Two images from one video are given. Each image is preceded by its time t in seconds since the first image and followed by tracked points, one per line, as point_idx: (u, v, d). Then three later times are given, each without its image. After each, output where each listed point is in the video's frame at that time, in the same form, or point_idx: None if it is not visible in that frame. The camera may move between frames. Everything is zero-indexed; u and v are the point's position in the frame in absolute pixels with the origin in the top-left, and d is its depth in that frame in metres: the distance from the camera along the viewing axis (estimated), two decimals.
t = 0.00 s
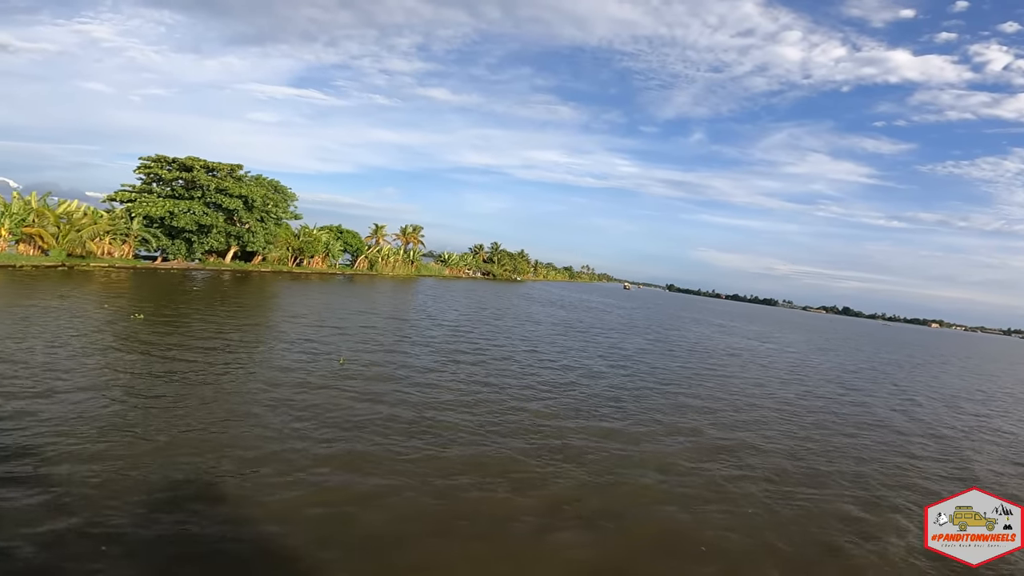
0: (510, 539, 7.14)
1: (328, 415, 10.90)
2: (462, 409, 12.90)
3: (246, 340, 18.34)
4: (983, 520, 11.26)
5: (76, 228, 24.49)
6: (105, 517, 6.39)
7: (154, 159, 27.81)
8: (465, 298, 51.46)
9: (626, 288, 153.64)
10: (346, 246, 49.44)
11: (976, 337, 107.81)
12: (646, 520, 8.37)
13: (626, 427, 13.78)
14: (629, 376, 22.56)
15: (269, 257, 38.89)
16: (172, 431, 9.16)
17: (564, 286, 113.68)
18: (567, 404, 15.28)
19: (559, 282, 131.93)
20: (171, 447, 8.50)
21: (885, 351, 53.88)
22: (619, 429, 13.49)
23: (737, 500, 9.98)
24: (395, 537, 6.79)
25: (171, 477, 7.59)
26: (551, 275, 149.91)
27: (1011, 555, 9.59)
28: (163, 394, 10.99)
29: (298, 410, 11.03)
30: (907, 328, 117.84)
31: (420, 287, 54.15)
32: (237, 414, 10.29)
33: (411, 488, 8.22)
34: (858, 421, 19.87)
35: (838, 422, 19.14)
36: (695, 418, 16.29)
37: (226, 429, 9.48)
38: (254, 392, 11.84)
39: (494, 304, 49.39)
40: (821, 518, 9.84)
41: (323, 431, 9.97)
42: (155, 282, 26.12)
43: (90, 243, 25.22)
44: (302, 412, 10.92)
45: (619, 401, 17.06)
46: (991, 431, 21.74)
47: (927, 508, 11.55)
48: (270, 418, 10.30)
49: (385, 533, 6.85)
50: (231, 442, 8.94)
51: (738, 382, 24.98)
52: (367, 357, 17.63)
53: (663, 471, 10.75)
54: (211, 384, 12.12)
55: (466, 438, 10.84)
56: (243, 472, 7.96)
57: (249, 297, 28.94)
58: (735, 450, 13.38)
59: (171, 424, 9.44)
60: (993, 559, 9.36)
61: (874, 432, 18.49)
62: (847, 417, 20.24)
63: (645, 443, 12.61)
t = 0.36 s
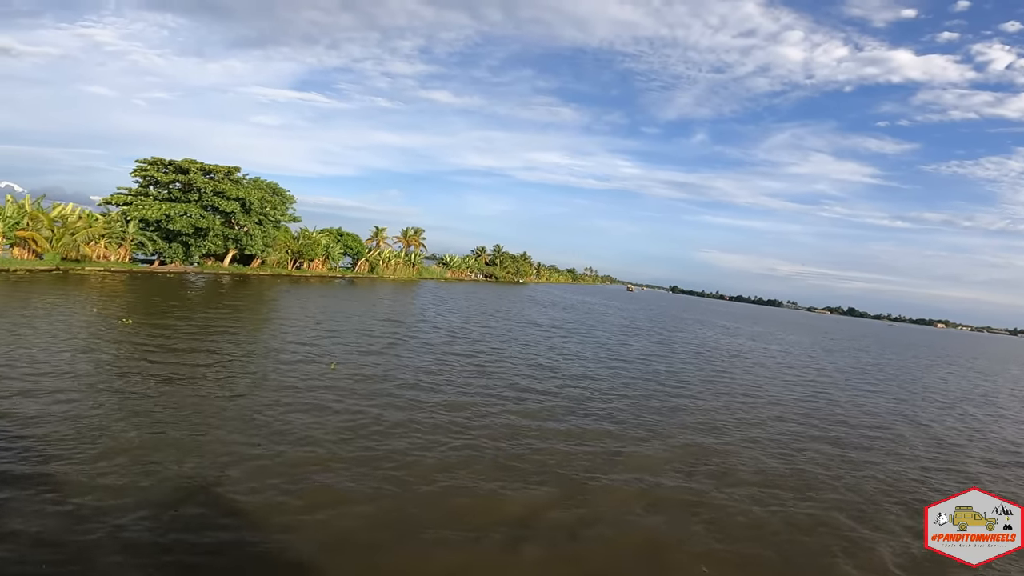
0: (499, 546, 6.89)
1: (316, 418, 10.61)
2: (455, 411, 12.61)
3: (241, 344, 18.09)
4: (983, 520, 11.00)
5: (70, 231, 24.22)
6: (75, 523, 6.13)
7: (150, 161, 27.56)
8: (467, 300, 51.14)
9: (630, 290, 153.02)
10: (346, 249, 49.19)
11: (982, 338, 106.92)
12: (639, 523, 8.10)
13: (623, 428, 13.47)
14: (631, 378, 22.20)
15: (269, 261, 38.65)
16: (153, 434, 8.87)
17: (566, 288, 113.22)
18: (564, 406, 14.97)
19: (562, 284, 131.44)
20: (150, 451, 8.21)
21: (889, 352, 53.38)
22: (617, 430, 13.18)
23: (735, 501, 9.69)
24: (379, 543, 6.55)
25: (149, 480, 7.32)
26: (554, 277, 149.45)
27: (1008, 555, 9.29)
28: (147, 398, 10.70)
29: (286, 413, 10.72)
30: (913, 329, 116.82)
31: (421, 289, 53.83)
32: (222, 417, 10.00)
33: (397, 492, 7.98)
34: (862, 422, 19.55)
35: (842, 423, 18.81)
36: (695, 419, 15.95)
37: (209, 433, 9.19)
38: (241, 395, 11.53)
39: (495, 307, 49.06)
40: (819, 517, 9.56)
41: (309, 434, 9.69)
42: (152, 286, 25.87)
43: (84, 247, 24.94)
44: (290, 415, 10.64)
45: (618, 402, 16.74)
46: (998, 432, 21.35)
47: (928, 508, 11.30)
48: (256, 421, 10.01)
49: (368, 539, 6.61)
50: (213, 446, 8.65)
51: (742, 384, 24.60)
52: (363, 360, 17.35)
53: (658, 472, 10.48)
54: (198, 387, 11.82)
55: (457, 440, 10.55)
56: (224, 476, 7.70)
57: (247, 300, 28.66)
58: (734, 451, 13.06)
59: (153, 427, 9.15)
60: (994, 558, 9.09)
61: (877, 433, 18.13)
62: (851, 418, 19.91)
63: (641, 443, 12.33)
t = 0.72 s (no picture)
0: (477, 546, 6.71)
1: (301, 416, 10.39)
2: (446, 408, 12.39)
3: (232, 339, 17.86)
4: (982, 520, 10.69)
5: (60, 226, 23.90)
6: (39, 522, 5.94)
7: (143, 155, 27.24)
8: (465, 296, 50.83)
9: (632, 287, 152.51)
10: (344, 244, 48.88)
11: (985, 336, 106.26)
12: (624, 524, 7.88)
13: (617, 425, 13.23)
14: (628, 374, 21.95)
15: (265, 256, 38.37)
16: (131, 431, 8.67)
17: (567, 284, 112.87)
18: (557, 402, 14.72)
19: (562, 280, 131.06)
20: (127, 449, 8.00)
21: (891, 350, 52.95)
22: (610, 426, 12.96)
23: (727, 501, 9.45)
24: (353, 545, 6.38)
25: (122, 478, 7.14)
26: (555, 273, 149.08)
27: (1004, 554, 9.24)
28: (128, 395, 10.46)
29: (270, 410, 10.50)
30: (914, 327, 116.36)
31: (420, 285, 53.52)
32: (205, 414, 9.80)
33: (379, 490, 7.79)
34: (861, 419, 19.33)
35: (840, 420, 18.60)
36: (692, 415, 15.71)
37: (190, 431, 9.00)
38: (227, 392, 11.32)
39: (494, 303, 48.76)
40: (810, 518, 9.34)
41: (293, 432, 9.48)
42: (145, 281, 25.58)
43: (73, 241, 24.66)
44: (275, 412, 10.42)
45: (614, 397, 16.49)
46: (998, 430, 21.13)
47: (927, 507, 11.06)
48: (239, 419, 9.81)
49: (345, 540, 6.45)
50: (192, 445, 8.44)
51: (741, 380, 24.33)
52: (355, 355, 17.11)
53: (648, 471, 10.26)
54: (183, 384, 11.61)
55: (445, 437, 10.35)
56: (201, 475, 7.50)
57: (242, 295, 28.39)
58: (729, 448, 12.85)
59: (131, 425, 8.92)
60: (991, 560, 8.92)
61: (875, 431, 17.91)
62: (850, 415, 19.69)
63: (634, 440, 12.10)
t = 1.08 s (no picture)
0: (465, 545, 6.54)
1: (285, 413, 10.16)
2: (435, 405, 12.17)
3: (220, 336, 17.53)
4: (983, 520, 10.60)
5: (48, 222, 23.47)
6: (12, 523, 5.79)
7: (134, 151, 26.88)
8: (461, 294, 50.47)
9: (630, 285, 152.23)
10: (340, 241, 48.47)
11: (982, 334, 106.23)
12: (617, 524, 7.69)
13: (610, 423, 13.02)
14: (623, 371, 21.66)
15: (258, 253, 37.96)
16: (106, 431, 8.43)
17: (565, 282, 112.49)
18: (550, 400, 14.50)
19: (561, 278, 130.69)
20: (100, 448, 7.77)
21: (889, 348, 52.79)
22: (602, 425, 12.76)
23: (723, 502, 9.26)
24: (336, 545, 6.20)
25: (97, 478, 6.93)
26: (553, 271, 148.68)
27: (1005, 554, 9.12)
28: (105, 393, 10.18)
29: (253, 408, 10.26)
30: (913, 325, 116.16)
31: (416, 283, 53.20)
32: (183, 414, 9.50)
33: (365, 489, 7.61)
34: (858, 417, 19.13)
35: (837, 418, 18.41)
36: (687, 413, 15.50)
37: (169, 430, 8.76)
38: (210, 390, 11.06)
39: (491, 301, 48.41)
40: (806, 519, 9.18)
41: (276, 430, 9.26)
42: (135, 279, 25.27)
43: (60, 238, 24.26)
44: (259, 410, 10.19)
45: (608, 395, 16.26)
46: (998, 429, 20.92)
47: (927, 507, 10.90)
48: (221, 417, 9.57)
49: (328, 541, 6.26)
50: (171, 444, 8.21)
51: (738, 379, 24.08)
52: (345, 352, 16.78)
53: (642, 470, 10.08)
54: (165, 382, 11.35)
55: (434, 435, 10.15)
56: (180, 475, 7.30)
57: (234, 292, 28.07)
58: (724, 446, 12.65)
59: (105, 425, 8.64)
60: (992, 560, 8.80)
61: (872, 428, 17.73)
62: (847, 414, 19.48)
63: (627, 438, 11.90)
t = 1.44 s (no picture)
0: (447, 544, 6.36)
1: (271, 415, 9.91)
2: (426, 406, 11.93)
3: (210, 337, 17.22)
4: (983, 520, 10.61)
5: (40, 222, 23.08)
6: None
7: (130, 151, 26.63)
8: (461, 296, 50.23)
9: (632, 288, 151.68)
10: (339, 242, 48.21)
11: (988, 339, 105.44)
12: (605, 520, 7.52)
13: (605, 425, 12.74)
14: (622, 374, 21.36)
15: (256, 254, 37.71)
16: (83, 435, 8.17)
17: (566, 285, 112.07)
18: (545, 400, 14.21)
19: (562, 281, 130.37)
20: (78, 451, 7.55)
21: (892, 352, 52.32)
22: (597, 426, 12.48)
23: (720, 497, 9.15)
24: (320, 546, 6.04)
25: (72, 481, 6.71)
26: (555, 274, 148.26)
27: (998, 555, 8.97)
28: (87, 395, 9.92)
29: (238, 411, 10.01)
30: (916, 330, 115.56)
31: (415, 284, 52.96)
32: (164, 418, 9.23)
33: (352, 488, 7.42)
34: (859, 420, 18.87)
35: (838, 421, 18.16)
36: (684, 415, 15.21)
37: (149, 433, 8.50)
38: (194, 393, 10.80)
39: (491, 303, 48.20)
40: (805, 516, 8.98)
41: (260, 432, 9.02)
42: (131, 279, 25.05)
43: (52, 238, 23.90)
44: (243, 412, 9.93)
45: (604, 397, 15.97)
46: (1001, 432, 20.67)
47: (926, 507, 10.87)
48: (203, 420, 9.32)
49: (311, 540, 6.10)
50: (150, 447, 7.97)
51: (738, 381, 23.79)
52: (338, 354, 16.48)
53: (634, 468, 9.85)
54: (148, 384, 11.09)
55: (423, 436, 9.91)
56: (160, 476, 7.10)
57: (232, 293, 27.86)
58: (722, 448, 12.38)
59: (83, 428, 8.39)
60: (989, 557, 8.79)
61: (874, 430, 17.49)
62: (848, 416, 19.23)
63: (622, 440, 11.66)
